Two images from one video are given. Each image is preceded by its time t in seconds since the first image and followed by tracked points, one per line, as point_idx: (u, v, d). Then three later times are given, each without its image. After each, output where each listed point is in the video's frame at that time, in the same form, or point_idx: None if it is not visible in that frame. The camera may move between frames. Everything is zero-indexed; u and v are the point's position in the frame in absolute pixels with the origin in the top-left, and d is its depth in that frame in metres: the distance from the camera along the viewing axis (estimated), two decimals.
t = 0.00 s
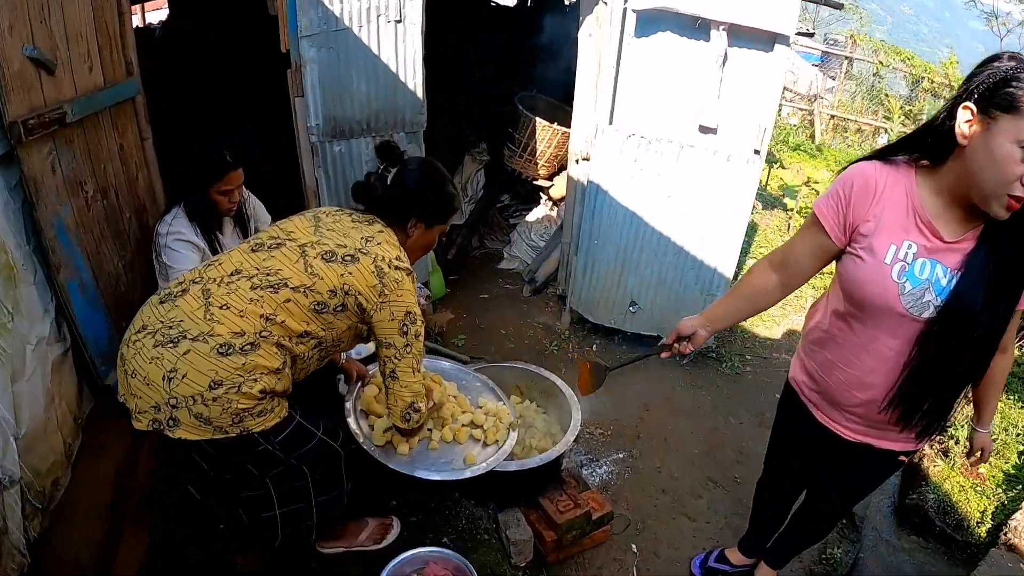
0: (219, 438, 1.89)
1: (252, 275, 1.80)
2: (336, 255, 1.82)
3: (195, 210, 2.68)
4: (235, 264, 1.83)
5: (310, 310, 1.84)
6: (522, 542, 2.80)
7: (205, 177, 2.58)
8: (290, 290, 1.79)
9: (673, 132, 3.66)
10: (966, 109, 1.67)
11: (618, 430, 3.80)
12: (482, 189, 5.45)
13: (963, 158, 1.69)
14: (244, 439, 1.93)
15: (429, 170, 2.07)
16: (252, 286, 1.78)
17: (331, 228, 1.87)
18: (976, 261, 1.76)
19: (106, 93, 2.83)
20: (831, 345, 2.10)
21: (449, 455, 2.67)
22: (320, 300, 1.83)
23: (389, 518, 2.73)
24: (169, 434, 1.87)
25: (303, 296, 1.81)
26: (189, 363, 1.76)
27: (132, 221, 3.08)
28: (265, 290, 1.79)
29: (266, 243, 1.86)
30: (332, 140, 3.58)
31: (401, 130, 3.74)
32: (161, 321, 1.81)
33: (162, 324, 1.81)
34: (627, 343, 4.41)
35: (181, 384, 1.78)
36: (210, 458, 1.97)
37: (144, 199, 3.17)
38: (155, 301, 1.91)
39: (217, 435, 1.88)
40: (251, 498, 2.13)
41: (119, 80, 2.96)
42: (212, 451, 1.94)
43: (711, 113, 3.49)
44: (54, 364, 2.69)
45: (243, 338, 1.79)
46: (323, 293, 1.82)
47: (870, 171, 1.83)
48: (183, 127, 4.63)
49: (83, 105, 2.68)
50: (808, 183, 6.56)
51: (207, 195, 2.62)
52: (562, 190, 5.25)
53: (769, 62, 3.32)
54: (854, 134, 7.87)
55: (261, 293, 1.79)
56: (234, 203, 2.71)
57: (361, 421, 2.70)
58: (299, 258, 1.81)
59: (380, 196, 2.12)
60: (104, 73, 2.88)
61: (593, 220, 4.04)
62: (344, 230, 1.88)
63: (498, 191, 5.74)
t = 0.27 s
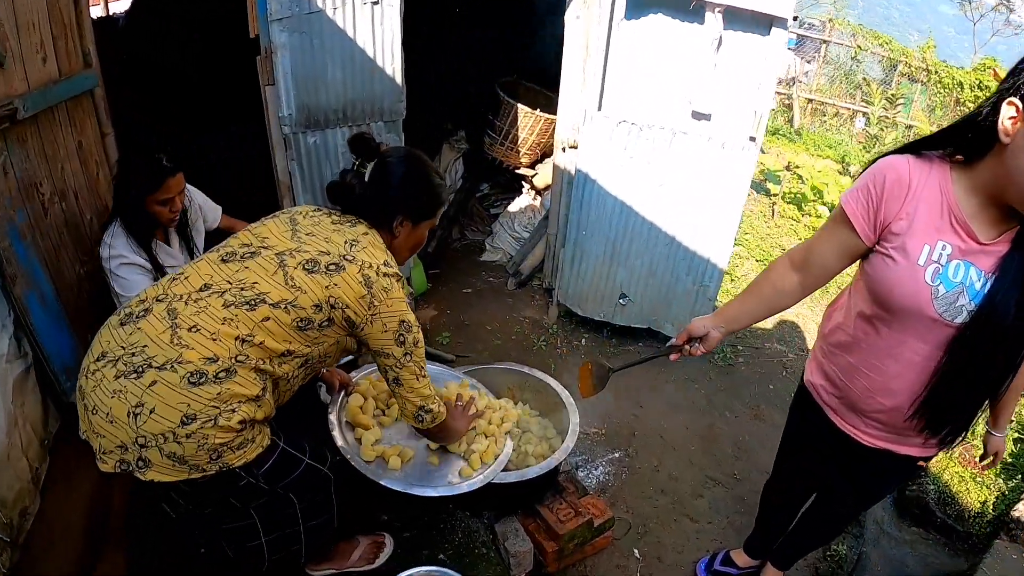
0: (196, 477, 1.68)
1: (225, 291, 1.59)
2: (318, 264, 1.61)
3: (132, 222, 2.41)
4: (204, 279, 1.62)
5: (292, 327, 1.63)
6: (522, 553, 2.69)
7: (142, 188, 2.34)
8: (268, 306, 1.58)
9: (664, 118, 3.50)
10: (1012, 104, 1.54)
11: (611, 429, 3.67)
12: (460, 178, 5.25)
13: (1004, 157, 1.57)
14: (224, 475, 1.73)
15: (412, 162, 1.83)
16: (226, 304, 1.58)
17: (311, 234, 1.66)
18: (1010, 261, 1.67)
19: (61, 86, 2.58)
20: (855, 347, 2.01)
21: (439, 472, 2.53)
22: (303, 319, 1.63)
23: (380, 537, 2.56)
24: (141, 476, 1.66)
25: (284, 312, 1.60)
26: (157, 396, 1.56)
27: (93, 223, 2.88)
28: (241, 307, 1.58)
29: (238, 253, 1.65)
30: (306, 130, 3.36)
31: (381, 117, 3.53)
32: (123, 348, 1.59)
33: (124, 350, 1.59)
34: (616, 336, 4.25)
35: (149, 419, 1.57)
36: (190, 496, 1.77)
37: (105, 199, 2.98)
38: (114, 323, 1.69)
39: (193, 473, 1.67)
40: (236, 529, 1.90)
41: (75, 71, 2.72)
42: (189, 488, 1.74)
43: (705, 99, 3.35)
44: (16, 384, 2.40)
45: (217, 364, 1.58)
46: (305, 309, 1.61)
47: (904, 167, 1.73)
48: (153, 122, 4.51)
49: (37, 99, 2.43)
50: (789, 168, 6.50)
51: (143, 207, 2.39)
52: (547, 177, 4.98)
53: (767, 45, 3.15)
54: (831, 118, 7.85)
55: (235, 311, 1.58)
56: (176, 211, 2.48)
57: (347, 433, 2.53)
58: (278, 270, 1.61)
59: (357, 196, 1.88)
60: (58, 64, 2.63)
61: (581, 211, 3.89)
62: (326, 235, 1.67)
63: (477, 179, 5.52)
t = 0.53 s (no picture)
0: (200, 520, 1.73)
1: (224, 323, 1.59)
2: (322, 290, 1.63)
3: (100, 246, 2.31)
4: (199, 309, 1.61)
5: (298, 357, 1.66)
6: (523, 561, 2.61)
7: (108, 207, 2.23)
8: (273, 338, 1.60)
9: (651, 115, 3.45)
10: (1008, 121, 1.58)
11: (602, 428, 3.63)
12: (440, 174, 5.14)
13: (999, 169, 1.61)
14: (228, 515, 1.77)
15: (406, 175, 1.72)
16: (226, 338, 1.58)
17: (310, 257, 1.66)
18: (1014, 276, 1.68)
19: (26, 93, 2.43)
20: (856, 352, 2.05)
21: (437, 488, 2.50)
22: (307, 349, 1.65)
23: (381, 550, 2.51)
24: (139, 523, 1.68)
25: (289, 343, 1.62)
26: (155, 439, 1.56)
27: (64, 236, 2.76)
28: (243, 340, 1.59)
29: (234, 279, 1.64)
30: (285, 133, 3.26)
31: (363, 116, 3.45)
32: (113, 387, 1.57)
33: (115, 390, 1.58)
34: (602, 332, 4.20)
35: (147, 466, 1.58)
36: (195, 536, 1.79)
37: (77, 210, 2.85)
38: (99, 356, 1.66)
39: (196, 517, 1.70)
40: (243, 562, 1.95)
41: (42, 77, 2.58)
42: (192, 531, 1.77)
43: (692, 94, 3.31)
44: None
45: (218, 403, 1.59)
46: (312, 338, 1.63)
47: (910, 176, 1.73)
48: (153, 122, 4.66)
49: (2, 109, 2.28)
50: (767, 156, 6.53)
51: (112, 227, 2.28)
52: (530, 172, 4.87)
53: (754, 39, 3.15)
54: (805, 105, 7.91)
55: (237, 344, 1.58)
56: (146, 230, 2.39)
57: (342, 450, 2.49)
58: (280, 298, 1.61)
59: (351, 214, 1.76)
60: (23, 69, 2.48)
61: (566, 208, 3.78)
62: (326, 256, 1.68)
63: (456, 172, 5.32)
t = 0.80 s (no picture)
0: (212, 548, 1.82)
1: (227, 345, 1.61)
2: (326, 305, 1.64)
3: (107, 272, 2.33)
4: (200, 332, 1.63)
5: (304, 375, 1.70)
6: (523, 561, 2.64)
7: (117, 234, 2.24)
8: (278, 358, 1.63)
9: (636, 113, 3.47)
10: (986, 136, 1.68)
11: (592, 424, 3.65)
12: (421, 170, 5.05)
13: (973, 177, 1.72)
14: (243, 542, 1.90)
15: (406, 183, 1.68)
16: (231, 360, 1.61)
17: (311, 270, 1.67)
18: (1001, 281, 1.74)
19: None
20: (850, 350, 2.12)
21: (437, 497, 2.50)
22: (313, 364, 1.69)
23: (382, 558, 2.52)
24: (153, 554, 1.76)
25: (295, 361, 1.65)
26: (166, 470, 1.61)
27: (46, 249, 2.89)
28: (248, 361, 1.62)
29: (233, 297, 1.66)
30: (270, 136, 3.29)
31: (347, 118, 3.49)
32: (118, 418, 1.61)
33: (120, 421, 1.62)
34: (588, 327, 4.17)
35: (159, 499, 1.64)
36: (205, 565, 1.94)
37: (56, 219, 2.99)
38: (99, 382, 1.69)
39: (210, 545, 1.80)
40: None
41: (16, 85, 2.67)
42: (208, 562, 1.92)
43: (677, 93, 3.34)
44: None
45: (228, 429, 1.64)
46: (318, 354, 1.67)
47: (903, 186, 1.81)
48: (153, 122, 4.70)
49: None
50: (743, 147, 6.60)
51: (119, 253, 2.29)
52: (513, 170, 4.82)
53: (740, 39, 3.17)
54: (780, 93, 8.00)
55: (242, 367, 1.62)
56: (153, 254, 2.41)
57: (342, 460, 2.51)
58: (283, 316, 1.63)
59: (353, 222, 1.73)
60: None
61: (552, 205, 3.76)
62: (327, 268, 1.68)
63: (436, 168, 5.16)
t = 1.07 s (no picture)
0: (232, 554, 1.83)
1: (242, 349, 1.61)
2: (340, 308, 1.64)
3: (150, 287, 2.44)
4: (214, 335, 1.63)
5: (318, 380, 1.69)
6: (529, 560, 2.68)
7: (165, 252, 2.35)
8: (293, 362, 1.62)
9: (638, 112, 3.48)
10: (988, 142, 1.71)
11: (595, 422, 3.64)
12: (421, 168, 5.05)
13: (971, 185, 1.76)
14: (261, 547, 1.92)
15: (422, 187, 1.69)
16: (246, 364, 1.61)
17: (324, 272, 1.66)
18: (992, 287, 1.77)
19: None
20: (858, 350, 2.15)
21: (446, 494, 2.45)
22: (327, 371, 1.68)
23: (389, 558, 2.53)
24: (171, 561, 1.77)
25: (309, 366, 1.65)
26: (185, 477, 1.62)
27: (46, 250, 2.87)
28: (263, 365, 1.62)
29: (247, 300, 1.65)
30: (272, 136, 3.29)
31: (349, 116, 3.52)
32: (135, 424, 1.62)
33: (136, 427, 1.63)
34: (590, 325, 4.16)
35: (178, 505, 1.65)
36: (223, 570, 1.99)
37: (56, 220, 2.97)
38: (112, 388, 1.70)
39: (229, 551, 1.81)
40: None
41: (16, 85, 2.65)
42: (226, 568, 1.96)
43: (679, 92, 3.33)
44: None
45: (245, 435, 1.65)
46: (331, 359, 1.66)
47: (905, 192, 1.85)
48: (153, 122, 4.66)
49: None
50: (741, 143, 6.62)
51: (166, 271, 2.40)
52: (513, 168, 4.86)
53: (743, 39, 3.18)
54: (777, 90, 8.04)
55: (258, 372, 1.62)
56: (198, 272, 2.53)
57: (350, 460, 2.52)
58: (298, 319, 1.62)
59: (369, 225, 1.72)
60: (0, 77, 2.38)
61: (554, 204, 3.74)
62: (341, 271, 1.68)
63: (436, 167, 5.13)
